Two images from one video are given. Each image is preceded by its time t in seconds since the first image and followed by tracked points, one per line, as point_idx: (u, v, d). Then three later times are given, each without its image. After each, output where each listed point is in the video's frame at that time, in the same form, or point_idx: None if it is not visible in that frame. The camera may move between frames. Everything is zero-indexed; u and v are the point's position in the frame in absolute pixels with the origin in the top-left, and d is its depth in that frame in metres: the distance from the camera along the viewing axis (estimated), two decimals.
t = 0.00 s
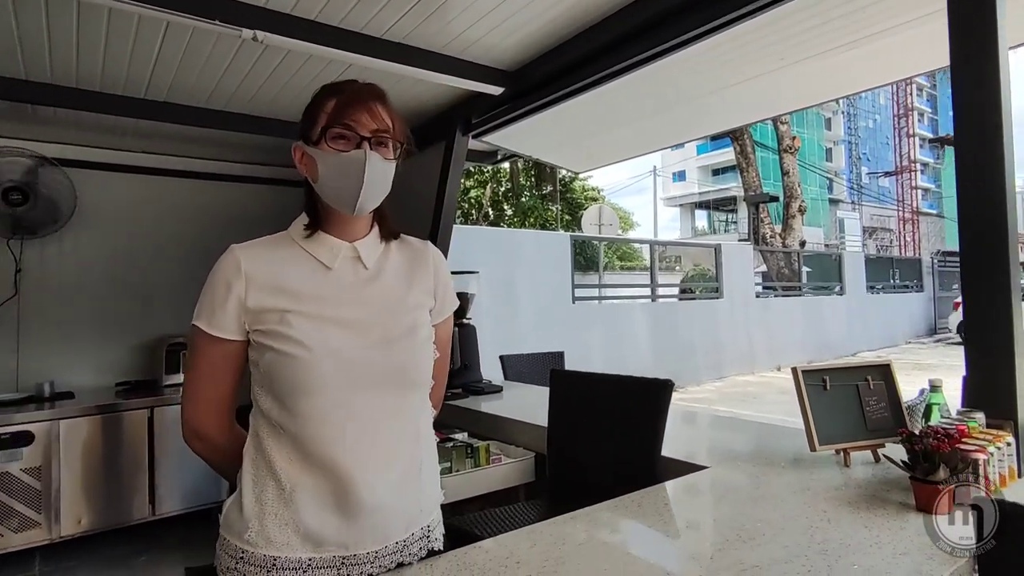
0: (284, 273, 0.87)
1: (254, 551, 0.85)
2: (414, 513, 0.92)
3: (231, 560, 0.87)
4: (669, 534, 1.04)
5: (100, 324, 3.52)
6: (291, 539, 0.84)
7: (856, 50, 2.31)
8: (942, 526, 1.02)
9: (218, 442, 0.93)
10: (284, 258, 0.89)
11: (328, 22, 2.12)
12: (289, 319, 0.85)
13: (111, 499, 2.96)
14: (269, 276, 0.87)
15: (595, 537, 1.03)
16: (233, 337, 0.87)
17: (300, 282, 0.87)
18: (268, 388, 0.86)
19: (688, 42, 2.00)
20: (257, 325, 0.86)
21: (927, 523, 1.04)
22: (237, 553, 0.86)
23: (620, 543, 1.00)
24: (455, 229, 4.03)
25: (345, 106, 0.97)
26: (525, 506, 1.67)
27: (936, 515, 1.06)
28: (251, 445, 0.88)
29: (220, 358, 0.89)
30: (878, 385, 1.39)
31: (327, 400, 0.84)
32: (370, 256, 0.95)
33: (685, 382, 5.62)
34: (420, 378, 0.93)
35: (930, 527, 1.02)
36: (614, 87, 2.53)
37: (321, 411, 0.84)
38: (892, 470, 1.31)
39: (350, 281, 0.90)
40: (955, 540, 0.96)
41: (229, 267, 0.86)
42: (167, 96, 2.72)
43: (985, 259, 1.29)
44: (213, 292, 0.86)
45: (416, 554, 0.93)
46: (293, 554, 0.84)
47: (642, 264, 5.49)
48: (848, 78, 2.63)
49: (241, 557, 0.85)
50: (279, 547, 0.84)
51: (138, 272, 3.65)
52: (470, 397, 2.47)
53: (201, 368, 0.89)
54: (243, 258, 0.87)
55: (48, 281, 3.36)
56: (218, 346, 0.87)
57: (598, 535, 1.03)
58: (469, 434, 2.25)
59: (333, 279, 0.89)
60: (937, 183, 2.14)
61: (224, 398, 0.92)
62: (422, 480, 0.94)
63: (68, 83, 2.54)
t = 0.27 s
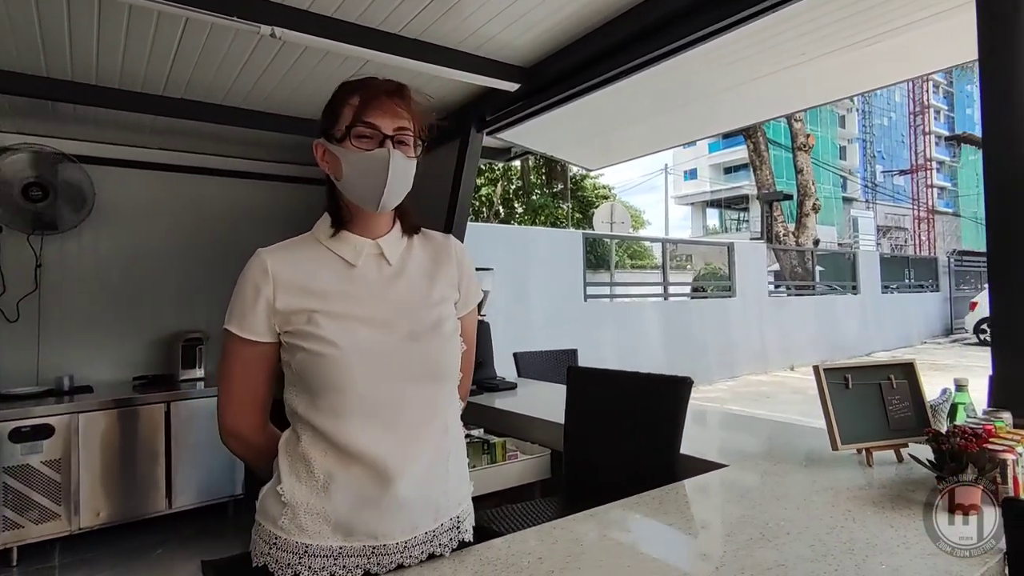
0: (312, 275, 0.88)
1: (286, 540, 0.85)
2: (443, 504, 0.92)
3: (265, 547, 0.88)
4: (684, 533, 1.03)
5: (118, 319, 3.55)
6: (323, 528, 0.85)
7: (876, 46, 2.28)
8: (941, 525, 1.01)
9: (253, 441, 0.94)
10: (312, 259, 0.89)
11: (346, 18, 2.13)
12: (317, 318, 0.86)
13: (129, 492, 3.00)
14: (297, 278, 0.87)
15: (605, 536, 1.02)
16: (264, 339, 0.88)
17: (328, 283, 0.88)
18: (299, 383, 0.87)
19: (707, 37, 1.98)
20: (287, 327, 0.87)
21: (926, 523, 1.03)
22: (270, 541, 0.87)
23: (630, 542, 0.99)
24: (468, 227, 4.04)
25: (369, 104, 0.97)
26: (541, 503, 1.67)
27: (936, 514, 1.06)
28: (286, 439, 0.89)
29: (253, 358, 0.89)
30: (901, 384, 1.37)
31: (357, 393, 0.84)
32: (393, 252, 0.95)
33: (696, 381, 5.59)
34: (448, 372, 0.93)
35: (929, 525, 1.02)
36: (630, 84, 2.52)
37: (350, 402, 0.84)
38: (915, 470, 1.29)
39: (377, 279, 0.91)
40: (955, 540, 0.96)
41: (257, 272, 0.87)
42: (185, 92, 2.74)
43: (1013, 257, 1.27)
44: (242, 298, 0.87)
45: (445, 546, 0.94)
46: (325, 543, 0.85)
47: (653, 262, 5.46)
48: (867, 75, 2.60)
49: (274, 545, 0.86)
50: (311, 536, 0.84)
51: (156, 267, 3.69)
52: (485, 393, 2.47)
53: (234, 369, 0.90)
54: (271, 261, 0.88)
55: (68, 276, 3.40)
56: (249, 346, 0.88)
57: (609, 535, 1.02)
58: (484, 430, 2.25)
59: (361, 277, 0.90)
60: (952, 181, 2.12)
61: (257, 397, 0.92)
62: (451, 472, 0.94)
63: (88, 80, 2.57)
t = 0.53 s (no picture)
0: (335, 271, 0.88)
1: (310, 532, 0.86)
2: (463, 499, 0.93)
3: (289, 539, 0.89)
4: (694, 533, 1.03)
5: (133, 317, 3.60)
6: (345, 521, 0.86)
7: (892, 44, 2.26)
8: (942, 525, 1.01)
9: (279, 435, 0.95)
10: (334, 255, 0.90)
11: (359, 18, 2.14)
12: (339, 313, 0.86)
13: (144, 489, 3.03)
14: (320, 274, 0.88)
15: (615, 536, 1.01)
16: (288, 333, 0.89)
17: (350, 279, 0.88)
18: (321, 377, 0.88)
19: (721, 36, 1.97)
20: (310, 322, 0.88)
21: (926, 523, 1.03)
22: (294, 532, 0.88)
23: (640, 543, 0.98)
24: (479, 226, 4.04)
25: (392, 106, 0.97)
26: (553, 502, 1.67)
27: (936, 514, 1.05)
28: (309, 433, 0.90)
29: (277, 352, 0.90)
30: (919, 385, 1.35)
31: (378, 389, 0.85)
32: (415, 250, 0.95)
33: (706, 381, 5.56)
34: (468, 368, 0.93)
35: (929, 525, 1.02)
36: (642, 83, 2.51)
37: (371, 397, 0.84)
38: (933, 471, 1.28)
39: (398, 275, 0.91)
40: (955, 541, 0.95)
41: (280, 268, 0.87)
42: (199, 93, 2.76)
43: None
44: (265, 293, 0.87)
45: (465, 540, 0.94)
46: (347, 536, 0.86)
47: (663, 262, 5.43)
48: (883, 73, 2.58)
49: (297, 536, 0.88)
50: (333, 528, 0.86)
51: (170, 266, 3.72)
52: (497, 392, 2.47)
53: (259, 363, 0.91)
54: (294, 257, 0.88)
55: (84, 275, 3.44)
56: (274, 341, 0.89)
57: (620, 535, 1.01)
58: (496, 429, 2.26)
59: (382, 274, 0.90)
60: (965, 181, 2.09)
61: (282, 391, 0.93)
62: (471, 467, 0.95)
63: (105, 81, 2.60)
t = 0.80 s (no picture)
0: (349, 266, 0.89)
1: (323, 527, 0.87)
2: (472, 495, 0.94)
3: (301, 536, 0.90)
4: (700, 532, 1.02)
5: (145, 315, 3.63)
6: (357, 517, 0.86)
7: (904, 41, 2.23)
8: (942, 525, 1.01)
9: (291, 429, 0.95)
10: (348, 250, 0.90)
11: (368, 16, 2.14)
12: (353, 308, 0.87)
13: (155, 484, 3.06)
14: (334, 268, 0.88)
15: (623, 534, 1.01)
16: (302, 327, 0.89)
17: (364, 274, 0.88)
18: (333, 373, 0.88)
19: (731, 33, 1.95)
20: (324, 316, 0.88)
21: (926, 523, 1.03)
22: (307, 528, 0.89)
23: (648, 542, 0.98)
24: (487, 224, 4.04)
25: (412, 107, 0.97)
26: (561, 501, 1.67)
27: (936, 513, 1.05)
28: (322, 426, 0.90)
29: (291, 346, 0.90)
30: (931, 384, 1.34)
31: (390, 386, 0.85)
32: (428, 247, 0.96)
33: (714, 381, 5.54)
34: (478, 365, 0.94)
35: (929, 524, 1.02)
36: (651, 81, 2.50)
37: (383, 395, 0.85)
38: (944, 471, 1.27)
39: (411, 272, 0.91)
40: (955, 540, 0.95)
41: (296, 261, 0.88)
42: (209, 91, 2.78)
43: None
44: (280, 286, 0.88)
45: (475, 536, 0.95)
46: (360, 532, 0.86)
47: (671, 260, 5.41)
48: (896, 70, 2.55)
49: (310, 533, 0.88)
50: (346, 524, 0.86)
51: (181, 264, 3.75)
52: (505, 390, 2.48)
53: (274, 357, 0.91)
54: (309, 250, 0.88)
55: (96, 272, 3.48)
56: (288, 334, 0.89)
57: (628, 533, 1.01)
58: (505, 426, 2.26)
59: (396, 270, 0.90)
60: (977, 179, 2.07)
61: (294, 385, 0.93)
62: (481, 464, 0.95)
63: (116, 79, 2.62)
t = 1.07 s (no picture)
0: (360, 264, 0.89)
1: (333, 525, 0.87)
2: (476, 490, 0.96)
3: (310, 535, 0.90)
4: (707, 532, 1.02)
5: (154, 311, 3.65)
6: (368, 513, 0.87)
7: (917, 37, 2.21)
8: (942, 526, 1.01)
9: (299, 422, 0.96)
10: (358, 248, 0.90)
11: (377, 12, 2.14)
12: (363, 308, 0.87)
13: (165, 479, 3.08)
14: (345, 264, 0.88)
15: (631, 533, 1.01)
16: (314, 321, 0.89)
17: (374, 274, 0.89)
18: (341, 373, 0.88)
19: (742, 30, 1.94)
20: (336, 313, 0.88)
21: (926, 523, 1.03)
22: (317, 526, 0.89)
23: (655, 541, 0.98)
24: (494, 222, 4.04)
25: (444, 104, 1.00)
26: (569, 499, 1.67)
27: (936, 514, 1.05)
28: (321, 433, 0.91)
29: (302, 341, 0.91)
30: (943, 384, 1.33)
31: (400, 384, 0.86)
32: (439, 248, 0.97)
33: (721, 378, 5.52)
34: (480, 365, 0.96)
35: (929, 524, 1.02)
36: (661, 77, 2.48)
37: (394, 392, 0.86)
38: (957, 472, 1.26)
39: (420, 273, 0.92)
40: (955, 541, 0.96)
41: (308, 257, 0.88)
42: (218, 87, 2.78)
43: None
44: (293, 281, 0.88)
45: (479, 533, 0.97)
46: (370, 528, 0.87)
47: (678, 258, 5.39)
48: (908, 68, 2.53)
49: (320, 531, 0.88)
50: (357, 520, 0.87)
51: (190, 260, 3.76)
52: (512, 387, 2.48)
53: (285, 351, 0.91)
54: (322, 245, 0.88)
55: (105, 267, 3.49)
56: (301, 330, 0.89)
57: (634, 531, 1.01)
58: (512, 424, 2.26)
59: (405, 270, 0.91)
60: (988, 177, 2.07)
61: (305, 381, 0.94)
62: (482, 461, 0.98)
63: (126, 76, 2.63)
